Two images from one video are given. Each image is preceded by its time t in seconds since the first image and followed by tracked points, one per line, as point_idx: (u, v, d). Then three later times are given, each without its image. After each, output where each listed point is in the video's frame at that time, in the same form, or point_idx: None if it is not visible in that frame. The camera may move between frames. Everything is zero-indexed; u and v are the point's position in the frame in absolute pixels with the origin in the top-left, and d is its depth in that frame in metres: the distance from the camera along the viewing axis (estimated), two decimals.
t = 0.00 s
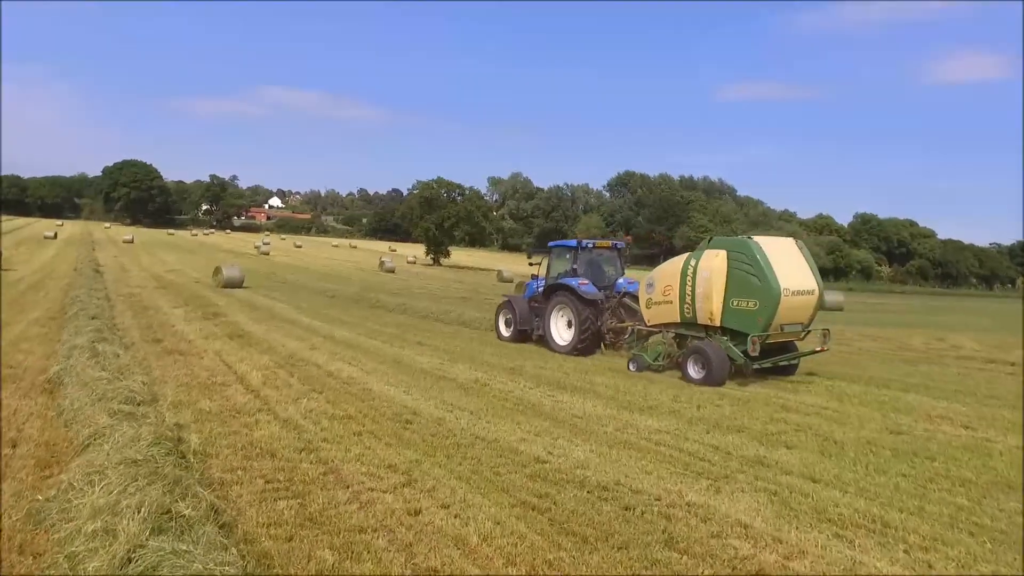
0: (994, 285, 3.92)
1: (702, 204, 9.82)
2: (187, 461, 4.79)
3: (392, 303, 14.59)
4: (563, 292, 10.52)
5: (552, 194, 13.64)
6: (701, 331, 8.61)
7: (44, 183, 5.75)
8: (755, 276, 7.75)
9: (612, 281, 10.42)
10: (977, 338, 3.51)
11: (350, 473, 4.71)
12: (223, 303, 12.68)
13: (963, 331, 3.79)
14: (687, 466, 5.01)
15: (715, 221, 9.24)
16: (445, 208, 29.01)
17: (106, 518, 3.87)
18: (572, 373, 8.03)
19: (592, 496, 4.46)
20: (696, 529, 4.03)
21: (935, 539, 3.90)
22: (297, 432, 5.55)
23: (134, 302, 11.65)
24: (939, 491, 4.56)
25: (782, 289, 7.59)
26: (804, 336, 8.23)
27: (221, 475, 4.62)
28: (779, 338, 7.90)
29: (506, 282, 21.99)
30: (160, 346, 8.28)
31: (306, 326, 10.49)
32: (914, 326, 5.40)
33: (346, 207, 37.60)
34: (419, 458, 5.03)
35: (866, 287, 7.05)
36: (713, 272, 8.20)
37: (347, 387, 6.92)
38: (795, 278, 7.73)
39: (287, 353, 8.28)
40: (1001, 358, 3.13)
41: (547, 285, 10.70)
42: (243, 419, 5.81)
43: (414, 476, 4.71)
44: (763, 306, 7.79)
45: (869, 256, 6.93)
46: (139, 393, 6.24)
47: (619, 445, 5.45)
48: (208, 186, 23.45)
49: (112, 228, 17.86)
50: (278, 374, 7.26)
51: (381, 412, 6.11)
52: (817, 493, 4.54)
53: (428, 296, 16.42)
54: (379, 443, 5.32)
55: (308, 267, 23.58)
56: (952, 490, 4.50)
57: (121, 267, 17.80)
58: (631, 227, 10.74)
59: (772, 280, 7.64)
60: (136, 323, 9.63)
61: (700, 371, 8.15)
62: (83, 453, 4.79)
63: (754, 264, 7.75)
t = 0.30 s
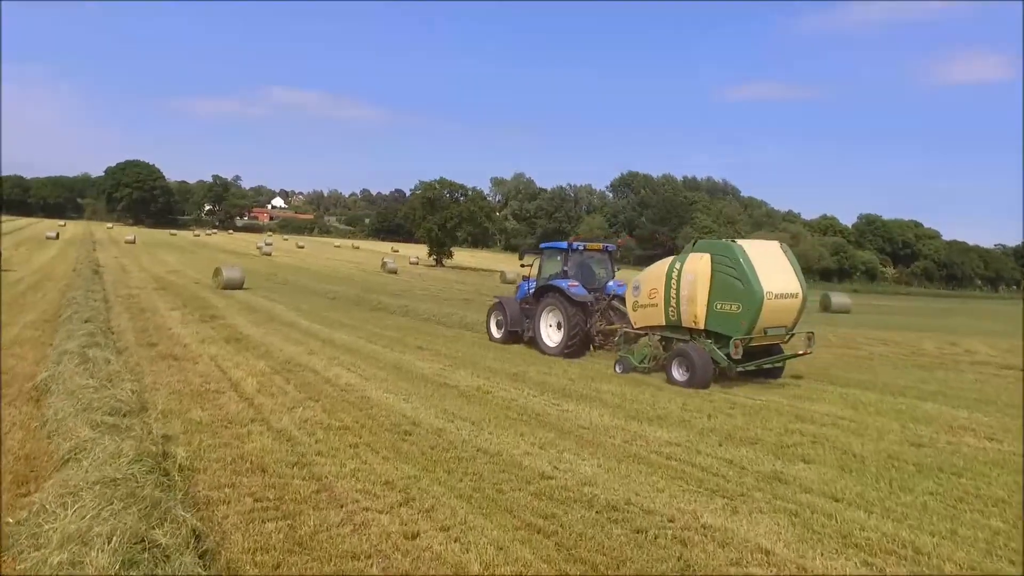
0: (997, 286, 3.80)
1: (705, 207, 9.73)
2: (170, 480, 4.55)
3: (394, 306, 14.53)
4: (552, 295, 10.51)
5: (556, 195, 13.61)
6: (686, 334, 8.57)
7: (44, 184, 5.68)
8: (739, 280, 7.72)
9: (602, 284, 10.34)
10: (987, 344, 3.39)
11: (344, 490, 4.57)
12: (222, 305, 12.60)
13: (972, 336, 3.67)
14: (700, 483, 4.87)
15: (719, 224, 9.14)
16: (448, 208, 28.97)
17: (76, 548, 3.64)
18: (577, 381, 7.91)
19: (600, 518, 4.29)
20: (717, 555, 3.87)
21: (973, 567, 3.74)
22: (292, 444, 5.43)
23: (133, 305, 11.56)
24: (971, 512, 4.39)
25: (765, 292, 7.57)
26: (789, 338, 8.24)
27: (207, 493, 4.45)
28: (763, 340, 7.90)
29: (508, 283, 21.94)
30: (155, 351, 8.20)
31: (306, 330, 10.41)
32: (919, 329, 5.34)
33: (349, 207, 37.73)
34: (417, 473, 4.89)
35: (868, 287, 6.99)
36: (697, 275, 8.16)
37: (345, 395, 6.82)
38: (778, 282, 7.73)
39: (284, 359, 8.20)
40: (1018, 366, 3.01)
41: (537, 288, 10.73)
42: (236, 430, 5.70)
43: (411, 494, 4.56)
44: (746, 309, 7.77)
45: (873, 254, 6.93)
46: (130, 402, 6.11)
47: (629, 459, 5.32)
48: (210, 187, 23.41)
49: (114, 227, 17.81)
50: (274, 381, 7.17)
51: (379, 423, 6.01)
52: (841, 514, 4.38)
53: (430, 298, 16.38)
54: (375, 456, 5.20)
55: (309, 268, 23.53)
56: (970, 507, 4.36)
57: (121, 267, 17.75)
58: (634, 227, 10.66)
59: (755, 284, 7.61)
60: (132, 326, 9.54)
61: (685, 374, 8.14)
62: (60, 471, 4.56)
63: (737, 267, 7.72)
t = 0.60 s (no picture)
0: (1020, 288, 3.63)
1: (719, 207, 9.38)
2: (166, 505, 4.45)
3: (404, 309, 14.51)
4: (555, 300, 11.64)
5: (570, 195, 13.40)
6: (685, 339, 9.68)
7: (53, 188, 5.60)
8: (736, 286, 8.77)
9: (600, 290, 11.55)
10: None
11: (351, 512, 4.50)
12: (232, 308, 12.59)
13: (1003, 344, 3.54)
14: (730, 507, 4.76)
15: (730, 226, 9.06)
16: (461, 210, 29.03)
17: None
18: (595, 391, 7.81)
19: (624, 548, 4.17)
20: None
21: None
22: (298, 461, 5.35)
23: (143, 308, 11.56)
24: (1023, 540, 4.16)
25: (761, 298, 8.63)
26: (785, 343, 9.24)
27: (208, 517, 4.37)
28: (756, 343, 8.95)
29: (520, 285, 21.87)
30: (163, 358, 8.17)
31: (316, 335, 10.38)
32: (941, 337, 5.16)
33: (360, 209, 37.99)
34: (429, 495, 4.81)
35: (885, 291, 6.24)
36: (696, 282, 9.25)
37: (356, 406, 6.77)
38: (776, 290, 8.71)
39: (294, 366, 8.17)
40: None
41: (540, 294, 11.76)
42: (241, 445, 5.63)
43: (423, 517, 4.47)
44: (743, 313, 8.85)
45: (888, 256, 6.16)
46: (134, 415, 6.04)
47: (652, 480, 5.22)
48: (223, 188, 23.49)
49: (126, 228, 17.87)
50: (284, 391, 7.13)
51: (389, 437, 5.95)
52: (887, 545, 4.24)
53: (439, 301, 16.39)
54: (384, 475, 5.13)
55: (321, 270, 23.57)
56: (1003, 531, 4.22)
57: (131, 269, 17.79)
58: (648, 228, 10.57)
59: (752, 290, 8.65)
60: (140, 332, 9.51)
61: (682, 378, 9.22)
62: (52, 494, 4.46)
63: (733, 275, 8.81)
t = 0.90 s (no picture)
0: None
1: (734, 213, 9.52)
2: (169, 535, 4.15)
3: (421, 314, 14.41)
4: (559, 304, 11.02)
5: (587, 198, 13.21)
6: (689, 343, 8.85)
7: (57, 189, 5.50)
8: (736, 290, 8.00)
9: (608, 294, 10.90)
10: None
11: (366, 540, 4.23)
12: (248, 312, 12.54)
13: None
14: (770, 535, 4.46)
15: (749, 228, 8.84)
16: (477, 211, 29.19)
17: None
18: (618, 402, 7.54)
19: None
20: None
21: None
22: (314, 481, 5.08)
23: (158, 313, 11.53)
24: None
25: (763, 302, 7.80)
26: (789, 347, 8.39)
27: (214, 547, 4.09)
28: (762, 350, 8.09)
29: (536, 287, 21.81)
30: (176, 366, 8.07)
31: (331, 342, 10.26)
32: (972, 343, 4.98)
33: (377, 210, 38.16)
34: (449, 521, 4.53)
35: (907, 292, 6.30)
36: (697, 286, 8.43)
37: (371, 419, 6.55)
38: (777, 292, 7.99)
39: (309, 375, 8.02)
40: None
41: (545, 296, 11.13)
42: (256, 463, 5.36)
43: (441, 546, 4.20)
44: (748, 318, 7.96)
45: (908, 257, 6.14)
46: (145, 428, 5.83)
47: (687, 504, 4.93)
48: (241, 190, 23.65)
49: (145, 230, 18.00)
50: (298, 402, 6.95)
51: (406, 454, 5.70)
52: None
53: (456, 305, 16.26)
54: (401, 497, 4.86)
55: (337, 272, 23.65)
56: None
57: (149, 271, 17.89)
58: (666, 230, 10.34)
59: (753, 294, 7.87)
60: (154, 337, 9.45)
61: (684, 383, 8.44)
62: (51, 519, 4.20)
63: (737, 278, 7.93)
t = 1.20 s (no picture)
0: None
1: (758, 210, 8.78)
2: (176, 567, 3.91)
3: (442, 317, 14.33)
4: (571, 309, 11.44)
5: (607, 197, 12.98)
6: (695, 348, 9.57)
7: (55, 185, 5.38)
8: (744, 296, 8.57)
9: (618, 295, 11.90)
10: None
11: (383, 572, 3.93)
12: (268, 316, 12.52)
13: None
14: (817, 569, 4.10)
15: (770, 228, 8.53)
16: (497, 211, 29.25)
17: None
18: (646, 414, 7.26)
19: None
20: None
21: None
22: (330, 502, 4.81)
23: (178, 317, 11.54)
24: None
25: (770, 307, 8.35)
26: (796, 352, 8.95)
27: None
28: (768, 354, 8.70)
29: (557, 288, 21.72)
30: (193, 373, 8.02)
31: (350, 347, 10.18)
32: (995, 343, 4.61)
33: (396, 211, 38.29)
34: (473, 548, 4.23)
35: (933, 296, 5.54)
36: (705, 291, 9.08)
37: (392, 431, 6.37)
38: (785, 299, 8.52)
39: (328, 383, 7.89)
40: None
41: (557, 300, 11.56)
42: (270, 481, 5.12)
43: None
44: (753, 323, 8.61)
45: (935, 258, 5.40)
46: (158, 441, 5.65)
47: (729, 530, 4.58)
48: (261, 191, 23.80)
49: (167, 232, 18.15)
50: (317, 412, 6.79)
51: (428, 470, 5.44)
52: None
53: (477, 307, 16.17)
54: (424, 520, 4.59)
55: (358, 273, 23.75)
56: None
57: (170, 274, 18.07)
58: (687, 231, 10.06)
59: (760, 300, 8.44)
60: (172, 342, 9.46)
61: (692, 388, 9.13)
62: (53, 545, 4.01)
63: (742, 284, 8.59)
